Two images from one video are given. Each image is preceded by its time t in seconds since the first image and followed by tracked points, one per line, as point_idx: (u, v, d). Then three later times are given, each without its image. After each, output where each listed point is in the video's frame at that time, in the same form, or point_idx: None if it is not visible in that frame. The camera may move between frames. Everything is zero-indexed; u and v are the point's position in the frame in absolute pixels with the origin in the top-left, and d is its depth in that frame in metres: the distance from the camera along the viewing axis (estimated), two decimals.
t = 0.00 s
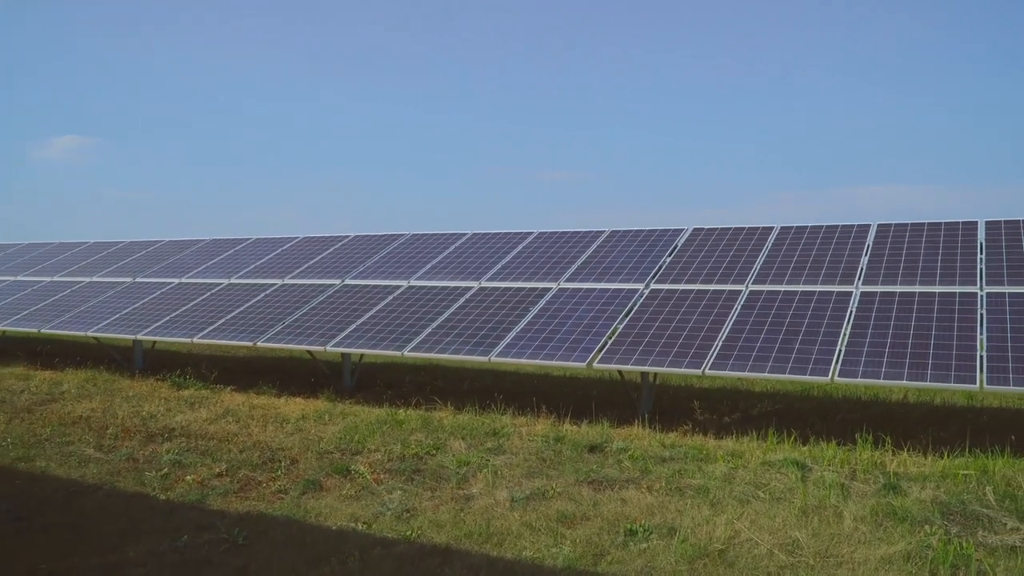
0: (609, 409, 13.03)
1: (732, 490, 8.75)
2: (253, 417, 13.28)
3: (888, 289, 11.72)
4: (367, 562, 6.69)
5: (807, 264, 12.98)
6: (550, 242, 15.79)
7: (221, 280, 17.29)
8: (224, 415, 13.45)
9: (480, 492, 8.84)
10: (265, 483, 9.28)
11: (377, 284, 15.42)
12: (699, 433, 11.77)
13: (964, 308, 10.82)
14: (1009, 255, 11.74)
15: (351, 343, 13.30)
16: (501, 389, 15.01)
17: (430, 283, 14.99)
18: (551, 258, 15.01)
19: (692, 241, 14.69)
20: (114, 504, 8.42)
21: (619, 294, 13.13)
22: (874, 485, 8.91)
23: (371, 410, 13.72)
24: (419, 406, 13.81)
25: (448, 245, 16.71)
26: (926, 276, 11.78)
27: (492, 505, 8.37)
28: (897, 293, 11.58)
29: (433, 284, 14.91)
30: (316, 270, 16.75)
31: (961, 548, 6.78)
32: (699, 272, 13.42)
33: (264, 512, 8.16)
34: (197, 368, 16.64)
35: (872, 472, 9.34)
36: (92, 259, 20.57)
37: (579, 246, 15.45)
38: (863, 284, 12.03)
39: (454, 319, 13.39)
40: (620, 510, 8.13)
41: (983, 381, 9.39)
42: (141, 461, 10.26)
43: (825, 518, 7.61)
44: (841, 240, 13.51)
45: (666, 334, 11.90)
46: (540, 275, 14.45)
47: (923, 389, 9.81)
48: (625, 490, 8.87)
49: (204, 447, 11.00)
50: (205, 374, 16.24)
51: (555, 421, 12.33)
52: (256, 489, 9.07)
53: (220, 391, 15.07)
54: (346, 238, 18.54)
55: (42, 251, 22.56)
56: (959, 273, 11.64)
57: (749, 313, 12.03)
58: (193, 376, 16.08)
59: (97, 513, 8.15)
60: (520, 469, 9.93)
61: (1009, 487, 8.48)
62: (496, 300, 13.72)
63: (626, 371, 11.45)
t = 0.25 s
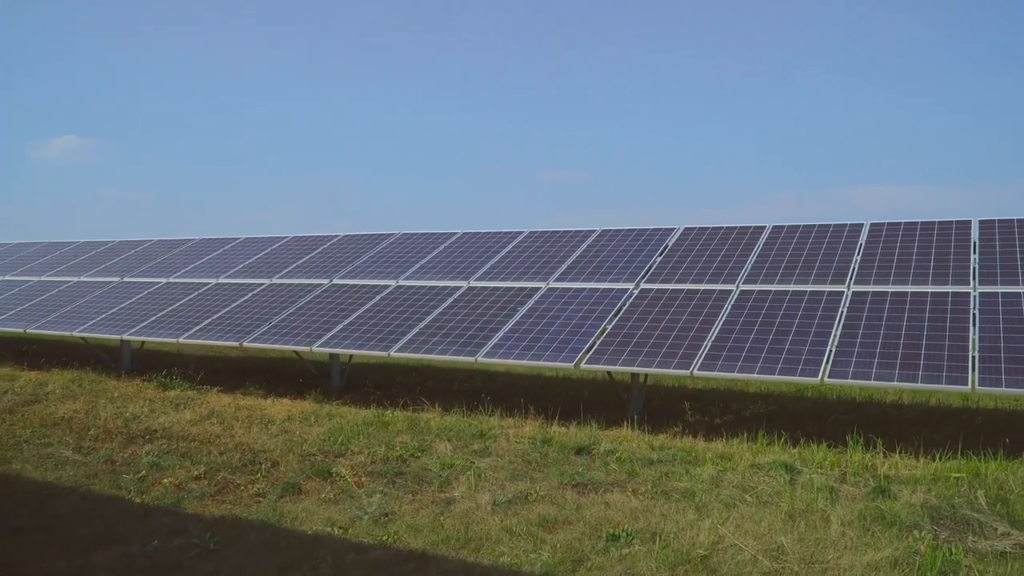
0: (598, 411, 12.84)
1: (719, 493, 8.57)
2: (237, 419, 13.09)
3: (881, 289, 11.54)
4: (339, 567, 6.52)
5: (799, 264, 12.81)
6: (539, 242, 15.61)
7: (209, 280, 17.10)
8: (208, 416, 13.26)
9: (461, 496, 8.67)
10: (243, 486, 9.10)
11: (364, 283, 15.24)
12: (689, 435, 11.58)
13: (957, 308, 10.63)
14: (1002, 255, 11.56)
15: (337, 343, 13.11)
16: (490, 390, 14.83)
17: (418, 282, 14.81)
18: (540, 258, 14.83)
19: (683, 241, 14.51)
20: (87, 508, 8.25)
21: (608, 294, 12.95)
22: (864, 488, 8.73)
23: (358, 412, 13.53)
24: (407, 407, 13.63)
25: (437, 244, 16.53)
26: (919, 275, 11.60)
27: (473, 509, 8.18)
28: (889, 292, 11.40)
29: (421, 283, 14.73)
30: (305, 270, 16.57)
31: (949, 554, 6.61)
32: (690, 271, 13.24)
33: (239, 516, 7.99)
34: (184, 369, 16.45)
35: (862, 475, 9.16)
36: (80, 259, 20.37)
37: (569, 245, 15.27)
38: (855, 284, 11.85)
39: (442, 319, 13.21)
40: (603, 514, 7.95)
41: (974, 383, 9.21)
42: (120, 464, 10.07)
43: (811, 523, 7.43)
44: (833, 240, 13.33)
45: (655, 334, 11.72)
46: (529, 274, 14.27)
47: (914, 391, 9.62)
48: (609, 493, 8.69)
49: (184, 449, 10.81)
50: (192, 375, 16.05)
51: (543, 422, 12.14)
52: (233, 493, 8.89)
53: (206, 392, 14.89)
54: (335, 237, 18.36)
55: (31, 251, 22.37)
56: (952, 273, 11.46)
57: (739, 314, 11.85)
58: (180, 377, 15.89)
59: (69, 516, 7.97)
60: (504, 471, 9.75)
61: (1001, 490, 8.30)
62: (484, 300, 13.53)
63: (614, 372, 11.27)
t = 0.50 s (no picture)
0: (586, 412, 12.63)
1: (703, 498, 8.37)
2: (219, 420, 12.88)
3: (871, 288, 11.33)
4: None
5: (789, 263, 12.61)
6: (528, 241, 15.40)
7: (194, 280, 16.89)
8: (190, 417, 13.05)
9: (439, 500, 8.46)
10: (217, 491, 8.89)
11: (350, 283, 15.03)
12: (677, 436, 11.37)
13: (948, 308, 10.43)
14: (995, 255, 11.36)
15: (320, 343, 12.91)
16: (478, 390, 14.62)
17: (405, 282, 14.60)
18: (528, 257, 14.62)
19: (673, 239, 14.31)
20: (53, 514, 8.04)
21: (595, 294, 12.74)
22: (852, 492, 8.52)
23: (342, 413, 13.31)
24: (392, 408, 13.42)
25: (425, 244, 16.32)
26: (910, 275, 11.40)
27: (449, 515, 7.97)
28: (880, 292, 11.20)
29: (407, 283, 14.52)
30: (291, 270, 16.36)
31: (934, 562, 6.40)
32: (679, 271, 13.03)
33: (209, 522, 7.78)
34: (168, 369, 16.24)
35: (851, 479, 8.95)
36: (67, 258, 20.16)
37: (558, 244, 15.06)
38: (845, 283, 11.65)
39: (427, 319, 13.00)
40: (583, 520, 7.74)
41: (964, 384, 9.00)
42: (93, 467, 9.87)
43: (795, 529, 7.22)
44: (824, 238, 13.13)
45: (642, 334, 11.51)
46: (516, 274, 14.06)
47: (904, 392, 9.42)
48: (591, 498, 8.48)
49: (161, 452, 10.60)
50: (176, 375, 15.84)
51: (529, 424, 11.93)
52: (206, 498, 8.68)
53: (190, 393, 14.68)
54: (323, 236, 18.15)
55: (19, 250, 22.16)
56: (944, 272, 11.26)
57: (727, 313, 11.65)
58: (164, 377, 15.68)
59: (33, 522, 7.76)
60: (486, 475, 9.54)
61: (991, 495, 8.09)
62: (469, 300, 13.33)
63: (599, 373, 11.06)
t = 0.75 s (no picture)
0: (574, 413, 12.45)
1: (688, 501, 8.19)
2: (203, 421, 12.70)
3: (863, 288, 11.16)
4: None
5: (780, 262, 12.43)
6: (518, 240, 15.22)
7: (182, 279, 16.71)
8: (174, 419, 12.88)
9: (419, 504, 8.28)
10: (193, 494, 8.71)
11: (338, 283, 14.85)
12: (666, 438, 11.19)
13: (940, 308, 10.25)
14: (989, 253, 11.18)
15: (305, 344, 12.73)
16: (467, 391, 14.44)
17: (393, 282, 14.43)
18: (518, 256, 14.44)
19: (664, 239, 14.13)
20: (24, 518, 7.86)
21: (584, 294, 12.56)
22: (841, 495, 8.34)
23: (328, 414, 13.13)
24: (378, 409, 13.24)
25: (415, 243, 16.14)
26: (903, 274, 11.23)
27: (428, 519, 7.79)
28: (872, 292, 11.02)
29: (395, 283, 14.34)
30: (279, 269, 16.18)
31: (922, 568, 6.22)
32: (669, 270, 12.85)
33: (181, 528, 7.60)
34: (155, 370, 16.06)
35: (840, 481, 8.77)
36: (55, 258, 19.98)
37: (548, 243, 14.88)
38: (837, 283, 11.47)
39: (413, 320, 12.82)
40: (565, 524, 7.56)
41: (956, 385, 8.83)
42: (70, 470, 9.69)
43: (781, 535, 7.04)
44: (816, 237, 12.95)
45: (630, 335, 11.33)
46: (505, 273, 13.88)
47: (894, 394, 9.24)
48: (575, 501, 8.30)
49: (140, 454, 10.43)
50: (163, 376, 15.66)
51: (516, 425, 11.75)
52: (182, 501, 8.50)
53: (175, 394, 14.51)
54: (312, 235, 17.97)
55: (8, 249, 21.98)
56: (937, 271, 11.08)
57: (717, 313, 11.47)
58: (150, 379, 15.51)
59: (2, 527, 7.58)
60: (470, 477, 9.36)
61: (983, 499, 7.91)
62: (457, 300, 13.15)
63: (587, 374, 10.88)
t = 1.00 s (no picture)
0: (563, 415, 12.27)
1: (674, 505, 8.02)
2: (186, 423, 12.52)
3: (855, 288, 10.98)
4: None
5: (772, 261, 12.26)
6: (508, 239, 15.04)
7: (169, 279, 16.53)
8: (157, 420, 12.70)
9: (398, 508, 8.11)
10: (169, 498, 8.53)
11: (325, 282, 14.68)
12: (655, 440, 11.01)
13: (933, 308, 10.07)
14: (984, 252, 11.01)
15: (290, 344, 12.55)
16: (456, 392, 14.26)
17: (380, 281, 14.25)
18: (507, 255, 14.27)
19: (655, 238, 13.95)
20: None
21: (573, 294, 12.38)
22: (830, 499, 8.17)
23: (314, 415, 12.95)
24: (365, 411, 13.06)
25: (404, 242, 15.97)
26: (895, 274, 11.05)
27: (406, 523, 7.61)
28: (864, 291, 10.84)
29: (383, 282, 14.16)
30: (266, 269, 16.00)
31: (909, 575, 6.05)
32: (659, 269, 12.68)
33: (153, 532, 7.42)
34: (141, 371, 15.88)
35: (830, 485, 8.60)
36: (44, 258, 19.79)
37: (538, 242, 14.70)
38: (828, 283, 11.30)
39: (400, 320, 12.64)
40: (546, 529, 7.38)
41: (948, 386, 8.65)
42: (46, 472, 9.51)
43: (766, 540, 6.87)
44: (809, 236, 12.78)
45: (619, 335, 11.16)
46: (494, 272, 13.71)
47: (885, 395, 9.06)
48: (558, 505, 8.13)
49: (119, 456, 10.25)
50: (149, 377, 15.48)
51: (503, 427, 11.56)
52: (157, 505, 8.33)
53: (160, 395, 14.33)
54: (301, 235, 17.79)
55: None
56: (930, 271, 10.90)
57: (707, 313, 11.29)
58: (136, 379, 15.34)
59: None
60: (453, 480, 9.18)
61: (974, 503, 7.73)
62: (444, 300, 12.97)
63: (574, 375, 10.70)
